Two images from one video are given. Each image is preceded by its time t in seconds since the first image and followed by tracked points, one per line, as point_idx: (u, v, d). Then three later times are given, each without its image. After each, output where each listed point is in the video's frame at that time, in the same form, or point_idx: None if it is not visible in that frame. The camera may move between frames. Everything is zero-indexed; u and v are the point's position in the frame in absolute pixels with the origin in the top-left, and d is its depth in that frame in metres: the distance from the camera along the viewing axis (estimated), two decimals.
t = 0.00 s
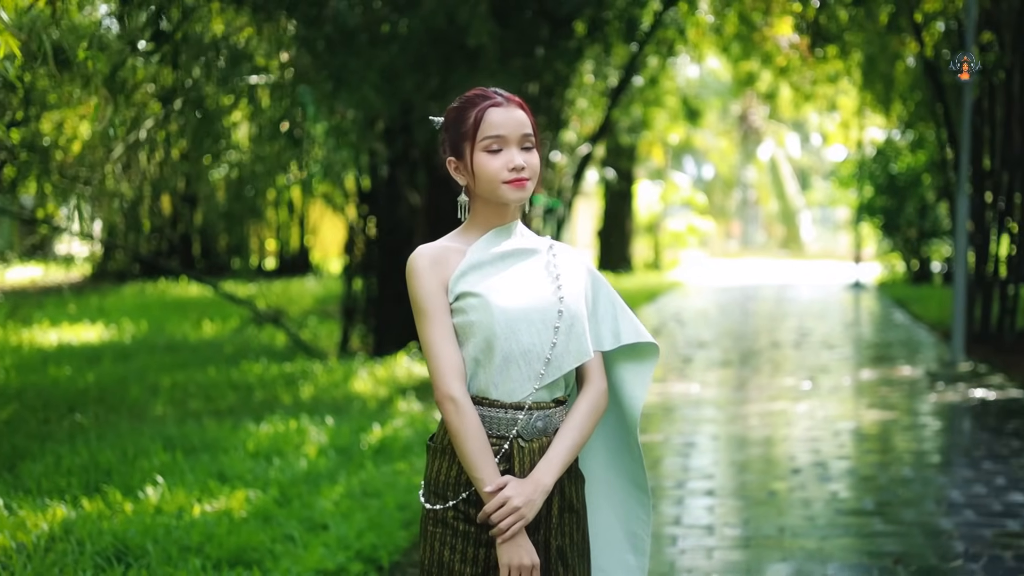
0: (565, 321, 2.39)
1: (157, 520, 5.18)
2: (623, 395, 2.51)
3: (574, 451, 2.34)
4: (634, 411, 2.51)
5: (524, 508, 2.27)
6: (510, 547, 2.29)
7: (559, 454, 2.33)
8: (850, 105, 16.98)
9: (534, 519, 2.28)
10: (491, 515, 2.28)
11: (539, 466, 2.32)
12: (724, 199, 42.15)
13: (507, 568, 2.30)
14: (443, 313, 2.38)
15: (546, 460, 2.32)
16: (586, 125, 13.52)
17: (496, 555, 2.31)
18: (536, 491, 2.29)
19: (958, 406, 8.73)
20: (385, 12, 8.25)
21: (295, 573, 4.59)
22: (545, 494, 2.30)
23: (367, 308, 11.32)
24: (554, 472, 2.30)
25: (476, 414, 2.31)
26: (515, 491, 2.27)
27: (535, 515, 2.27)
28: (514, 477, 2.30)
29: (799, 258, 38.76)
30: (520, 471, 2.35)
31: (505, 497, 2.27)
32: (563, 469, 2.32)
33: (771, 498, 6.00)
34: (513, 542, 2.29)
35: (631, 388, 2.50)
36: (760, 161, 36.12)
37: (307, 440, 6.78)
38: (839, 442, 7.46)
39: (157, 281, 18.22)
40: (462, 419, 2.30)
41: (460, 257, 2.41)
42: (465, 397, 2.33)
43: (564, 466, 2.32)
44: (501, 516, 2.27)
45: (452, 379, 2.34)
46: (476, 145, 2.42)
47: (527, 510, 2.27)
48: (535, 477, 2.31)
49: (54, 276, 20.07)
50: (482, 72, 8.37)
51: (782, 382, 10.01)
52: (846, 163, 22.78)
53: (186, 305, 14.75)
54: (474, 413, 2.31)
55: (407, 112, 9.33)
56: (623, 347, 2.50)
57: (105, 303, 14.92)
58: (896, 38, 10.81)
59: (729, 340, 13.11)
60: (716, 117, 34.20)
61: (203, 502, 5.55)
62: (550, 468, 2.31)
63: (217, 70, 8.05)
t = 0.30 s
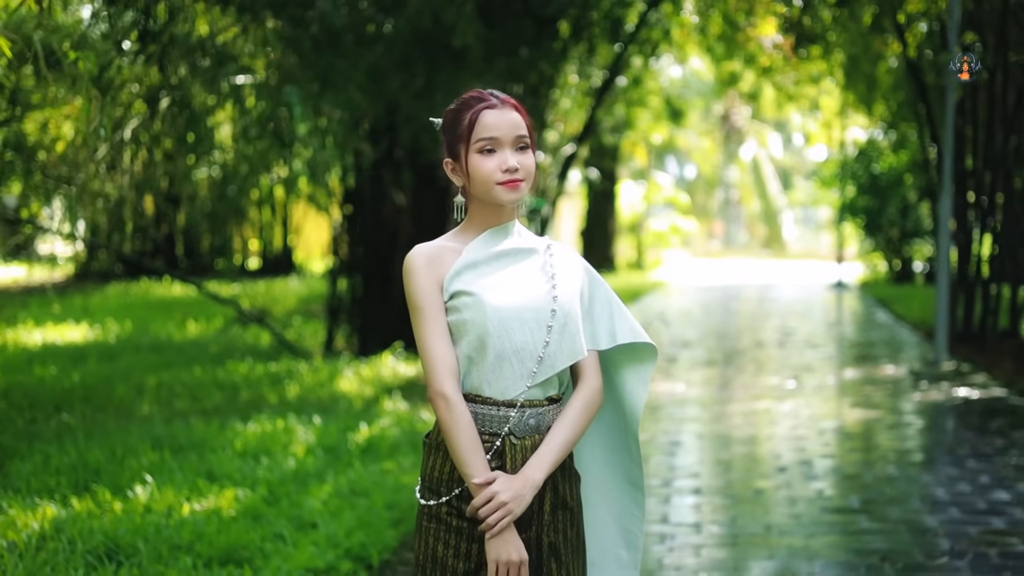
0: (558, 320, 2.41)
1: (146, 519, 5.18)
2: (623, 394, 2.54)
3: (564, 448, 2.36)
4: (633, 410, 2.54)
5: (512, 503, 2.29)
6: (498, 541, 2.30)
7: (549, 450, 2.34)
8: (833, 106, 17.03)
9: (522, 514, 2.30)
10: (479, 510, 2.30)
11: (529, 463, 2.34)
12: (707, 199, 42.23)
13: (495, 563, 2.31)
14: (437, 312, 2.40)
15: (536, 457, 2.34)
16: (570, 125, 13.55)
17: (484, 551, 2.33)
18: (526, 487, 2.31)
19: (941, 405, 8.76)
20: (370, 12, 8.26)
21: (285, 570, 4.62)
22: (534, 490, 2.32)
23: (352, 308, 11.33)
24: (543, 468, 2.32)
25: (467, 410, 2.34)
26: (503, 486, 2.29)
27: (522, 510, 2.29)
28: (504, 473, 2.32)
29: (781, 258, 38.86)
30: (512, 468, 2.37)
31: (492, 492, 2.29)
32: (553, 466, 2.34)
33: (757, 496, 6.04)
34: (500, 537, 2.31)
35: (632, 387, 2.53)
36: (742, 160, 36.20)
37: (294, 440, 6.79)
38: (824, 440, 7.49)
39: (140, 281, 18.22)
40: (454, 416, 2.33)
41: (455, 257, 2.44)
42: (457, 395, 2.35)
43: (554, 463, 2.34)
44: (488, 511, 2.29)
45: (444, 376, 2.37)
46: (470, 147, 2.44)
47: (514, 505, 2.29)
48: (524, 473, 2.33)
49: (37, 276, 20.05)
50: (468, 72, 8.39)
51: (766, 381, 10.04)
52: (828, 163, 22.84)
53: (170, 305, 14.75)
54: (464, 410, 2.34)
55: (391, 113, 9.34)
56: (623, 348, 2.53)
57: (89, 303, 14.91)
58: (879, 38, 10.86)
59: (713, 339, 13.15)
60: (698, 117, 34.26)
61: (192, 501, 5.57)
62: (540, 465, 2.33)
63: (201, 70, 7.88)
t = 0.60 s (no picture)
0: (550, 319, 2.43)
1: (138, 519, 5.18)
2: (624, 394, 2.57)
3: (551, 444, 2.38)
4: (633, 411, 2.57)
5: (491, 497, 2.31)
6: (479, 534, 2.32)
7: (536, 446, 2.36)
8: (816, 106, 17.09)
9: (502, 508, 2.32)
10: (461, 503, 2.32)
11: (514, 459, 2.36)
12: (691, 198, 42.29)
13: (476, 558, 2.33)
14: (431, 311, 2.44)
15: (521, 453, 2.36)
16: (556, 124, 13.58)
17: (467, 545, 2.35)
18: (508, 480, 2.33)
19: (926, 404, 8.81)
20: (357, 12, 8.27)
21: (277, 568, 4.65)
22: (517, 485, 2.34)
23: (338, 307, 11.34)
24: (527, 463, 2.34)
25: (454, 406, 2.37)
26: (483, 479, 2.32)
27: (502, 504, 2.31)
28: (489, 467, 2.34)
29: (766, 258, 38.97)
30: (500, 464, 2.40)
31: (473, 486, 2.31)
32: (538, 461, 2.36)
33: (743, 494, 6.07)
34: (481, 531, 2.33)
35: (634, 389, 2.56)
36: (726, 160, 36.29)
37: (283, 439, 6.81)
38: (810, 439, 7.54)
39: (125, 281, 18.21)
40: (442, 413, 2.37)
41: (451, 256, 2.48)
42: (446, 393, 2.38)
43: (539, 458, 2.36)
44: (469, 504, 2.31)
45: (434, 374, 2.40)
46: (465, 148, 2.47)
47: (494, 498, 2.31)
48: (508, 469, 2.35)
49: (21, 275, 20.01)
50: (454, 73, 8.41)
51: (752, 380, 10.08)
52: (812, 162, 22.90)
53: (156, 305, 14.76)
54: (451, 407, 2.37)
55: (378, 112, 9.36)
56: (623, 349, 2.56)
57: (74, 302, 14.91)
58: (863, 37, 10.90)
59: (698, 339, 13.20)
60: (682, 116, 34.32)
61: (182, 499, 5.59)
62: (525, 460, 2.35)
63: (187, 71, 7.75)
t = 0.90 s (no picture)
0: (539, 318, 2.46)
1: (131, 518, 5.20)
2: (620, 394, 2.60)
3: (534, 439, 2.40)
4: (629, 410, 2.60)
5: (468, 486, 2.34)
6: (457, 524, 2.35)
7: (518, 440, 2.38)
8: (800, 106, 17.16)
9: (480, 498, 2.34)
10: (439, 492, 2.35)
11: (496, 451, 2.38)
12: (674, 198, 42.38)
13: (454, 550, 2.36)
14: (423, 307, 2.48)
15: (504, 445, 2.38)
16: (541, 124, 13.62)
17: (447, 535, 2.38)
18: (486, 471, 2.35)
19: (910, 403, 8.86)
20: (345, 13, 8.29)
21: (269, 566, 4.67)
22: (496, 477, 2.36)
23: (324, 307, 11.37)
24: (508, 456, 2.37)
25: (440, 403, 2.41)
26: (461, 469, 2.34)
27: (479, 493, 2.34)
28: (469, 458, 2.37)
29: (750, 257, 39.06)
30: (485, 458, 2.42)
31: (450, 475, 2.34)
32: (521, 454, 2.38)
33: (731, 492, 6.11)
34: (459, 521, 2.35)
35: (629, 389, 2.59)
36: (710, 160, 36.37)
37: (271, 438, 6.83)
38: (796, 437, 7.58)
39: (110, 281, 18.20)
40: (429, 406, 2.41)
41: (444, 255, 2.51)
42: (432, 388, 2.42)
43: (521, 452, 2.38)
44: (447, 492, 2.34)
45: (424, 371, 2.44)
46: (460, 148, 2.50)
47: (470, 488, 2.34)
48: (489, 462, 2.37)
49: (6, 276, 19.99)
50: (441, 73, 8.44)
51: (737, 379, 10.12)
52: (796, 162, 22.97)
53: (142, 305, 14.76)
54: (438, 402, 2.41)
55: (365, 113, 9.39)
56: (619, 348, 2.59)
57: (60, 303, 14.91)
58: (847, 38, 10.96)
59: (684, 338, 13.24)
60: (667, 116, 34.38)
61: (172, 499, 5.61)
62: (506, 452, 2.37)
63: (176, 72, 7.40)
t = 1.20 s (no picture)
0: (525, 318, 2.47)
1: (120, 517, 5.21)
2: (616, 392, 2.63)
3: (517, 433, 2.42)
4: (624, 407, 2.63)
5: (446, 477, 2.37)
6: (437, 515, 2.39)
7: (502, 434, 2.41)
8: (785, 107, 17.20)
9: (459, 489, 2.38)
10: (419, 482, 2.40)
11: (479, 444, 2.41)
12: (659, 198, 42.44)
13: (436, 545, 2.39)
14: (414, 305, 2.51)
15: (487, 437, 2.41)
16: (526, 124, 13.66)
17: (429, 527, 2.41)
18: (467, 464, 2.39)
19: (895, 402, 8.90)
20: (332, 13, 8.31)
21: (260, 564, 4.69)
22: (477, 469, 2.39)
23: (311, 307, 11.39)
24: (490, 449, 2.39)
25: (427, 399, 2.44)
26: (441, 460, 2.38)
27: (458, 485, 2.37)
28: (451, 450, 2.41)
29: (735, 257, 39.15)
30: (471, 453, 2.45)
31: (430, 466, 2.38)
32: (504, 447, 2.41)
33: (717, 491, 6.13)
34: (440, 514, 2.39)
35: (623, 387, 2.62)
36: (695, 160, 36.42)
37: (260, 437, 6.86)
38: (782, 436, 7.62)
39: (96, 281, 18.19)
40: (416, 401, 2.44)
41: (437, 254, 2.54)
42: (419, 383, 2.46)
43: (505, 445, 2.41)
44: (428, 484, 2.38)
45: (412, 368, 2.47)
46: (455, 147, 2.53)
47: (449, 479, 2.37)
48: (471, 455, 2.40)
49: None
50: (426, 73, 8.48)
51: (723, 379, 10.17)
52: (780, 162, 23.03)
53: (127, 305, 14.77)
54: (424, 398, 2.45)
55: (351, 113, 9.41)
56: (610, 346, 2.62)
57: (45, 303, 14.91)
58: (831, 38, 11.00)
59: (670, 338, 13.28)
60: (652, 116, 34.43)
61: (161, 498, 5.63)
62: (489, 445, 2.40)
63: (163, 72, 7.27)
